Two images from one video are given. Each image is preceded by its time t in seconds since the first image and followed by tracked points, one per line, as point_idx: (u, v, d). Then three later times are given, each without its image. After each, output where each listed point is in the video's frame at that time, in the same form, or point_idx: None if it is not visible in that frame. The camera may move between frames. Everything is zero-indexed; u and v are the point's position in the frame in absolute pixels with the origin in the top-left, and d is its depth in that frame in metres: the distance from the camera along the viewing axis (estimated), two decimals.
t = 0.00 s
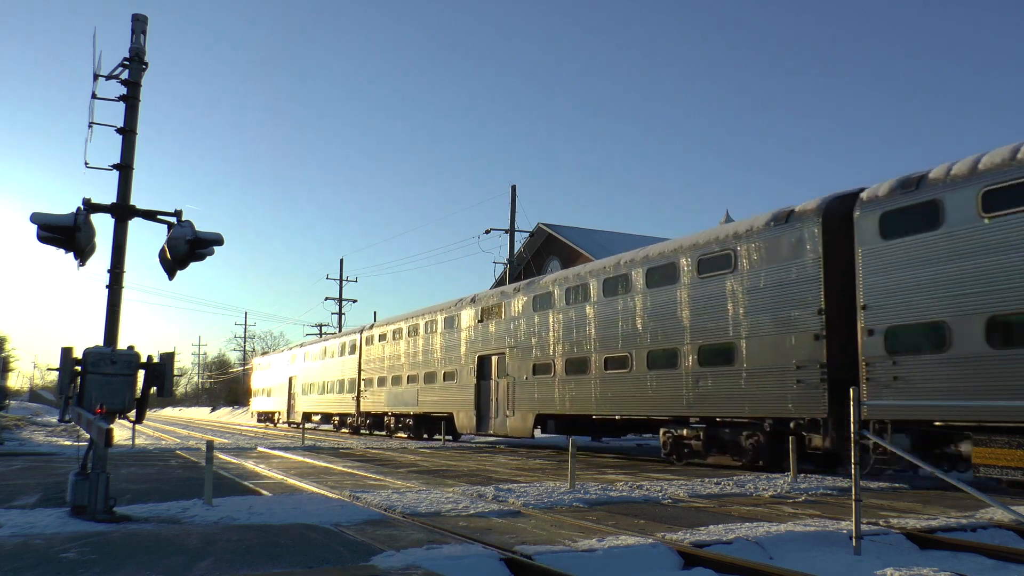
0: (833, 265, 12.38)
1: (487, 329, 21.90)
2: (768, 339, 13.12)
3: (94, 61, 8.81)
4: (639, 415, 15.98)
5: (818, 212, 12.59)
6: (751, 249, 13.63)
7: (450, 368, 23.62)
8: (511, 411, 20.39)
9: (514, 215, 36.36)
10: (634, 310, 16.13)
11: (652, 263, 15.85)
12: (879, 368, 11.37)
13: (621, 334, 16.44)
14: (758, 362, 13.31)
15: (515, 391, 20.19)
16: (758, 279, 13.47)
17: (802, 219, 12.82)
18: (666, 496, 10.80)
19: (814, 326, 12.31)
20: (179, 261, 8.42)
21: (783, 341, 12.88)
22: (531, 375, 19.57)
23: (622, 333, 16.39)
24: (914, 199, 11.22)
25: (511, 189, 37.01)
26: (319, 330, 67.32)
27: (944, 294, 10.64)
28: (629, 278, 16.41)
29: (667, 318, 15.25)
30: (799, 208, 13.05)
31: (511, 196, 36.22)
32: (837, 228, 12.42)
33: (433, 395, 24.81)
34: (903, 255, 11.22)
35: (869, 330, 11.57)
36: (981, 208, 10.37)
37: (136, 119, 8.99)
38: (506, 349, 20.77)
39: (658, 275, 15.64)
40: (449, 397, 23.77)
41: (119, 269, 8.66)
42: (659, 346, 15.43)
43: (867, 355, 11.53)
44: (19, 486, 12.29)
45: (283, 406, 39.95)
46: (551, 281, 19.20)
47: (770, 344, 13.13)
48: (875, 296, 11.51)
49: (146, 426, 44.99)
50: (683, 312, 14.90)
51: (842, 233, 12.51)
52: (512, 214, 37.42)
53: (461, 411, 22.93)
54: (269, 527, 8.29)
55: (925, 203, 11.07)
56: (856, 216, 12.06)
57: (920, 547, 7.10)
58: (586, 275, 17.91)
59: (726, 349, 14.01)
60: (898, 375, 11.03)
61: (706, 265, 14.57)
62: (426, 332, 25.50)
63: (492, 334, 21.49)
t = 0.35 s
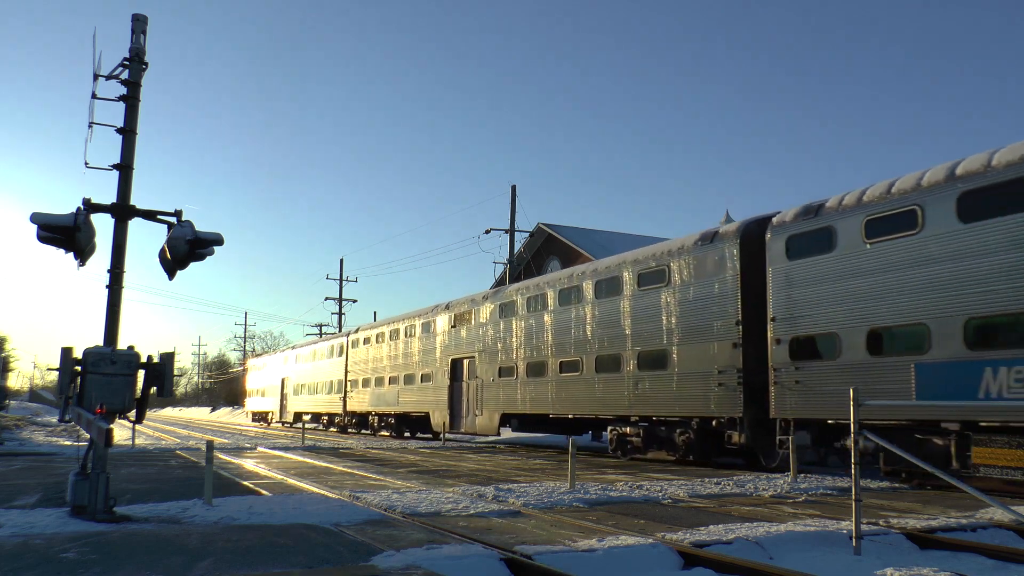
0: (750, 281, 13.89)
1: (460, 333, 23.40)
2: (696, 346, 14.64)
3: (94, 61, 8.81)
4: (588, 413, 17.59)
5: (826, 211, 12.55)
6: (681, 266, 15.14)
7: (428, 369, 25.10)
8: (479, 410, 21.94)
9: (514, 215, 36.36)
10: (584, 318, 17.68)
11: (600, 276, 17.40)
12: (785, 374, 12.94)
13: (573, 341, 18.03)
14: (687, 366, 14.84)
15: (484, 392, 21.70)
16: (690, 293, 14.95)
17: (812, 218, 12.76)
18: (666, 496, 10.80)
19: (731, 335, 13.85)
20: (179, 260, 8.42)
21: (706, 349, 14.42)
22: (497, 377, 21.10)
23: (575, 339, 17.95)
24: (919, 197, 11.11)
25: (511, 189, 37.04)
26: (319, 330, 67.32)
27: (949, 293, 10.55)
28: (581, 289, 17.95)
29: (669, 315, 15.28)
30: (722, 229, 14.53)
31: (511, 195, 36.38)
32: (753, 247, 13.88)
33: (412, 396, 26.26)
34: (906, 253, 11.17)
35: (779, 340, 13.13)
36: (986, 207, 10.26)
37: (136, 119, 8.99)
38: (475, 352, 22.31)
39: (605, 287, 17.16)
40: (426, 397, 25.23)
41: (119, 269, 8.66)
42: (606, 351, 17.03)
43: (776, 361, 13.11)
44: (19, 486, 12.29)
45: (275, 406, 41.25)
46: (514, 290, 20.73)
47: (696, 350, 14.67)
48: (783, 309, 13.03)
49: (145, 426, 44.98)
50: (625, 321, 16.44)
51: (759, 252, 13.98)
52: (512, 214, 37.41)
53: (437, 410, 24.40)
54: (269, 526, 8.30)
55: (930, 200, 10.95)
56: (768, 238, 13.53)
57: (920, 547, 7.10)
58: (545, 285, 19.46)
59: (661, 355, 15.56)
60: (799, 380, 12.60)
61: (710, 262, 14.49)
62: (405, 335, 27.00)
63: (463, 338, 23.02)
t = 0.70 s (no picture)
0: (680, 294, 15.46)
1: (436, 338, 24.76)
2: (634, 352, 16.17)
3: (94, 61, 8.80)
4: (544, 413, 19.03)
5: (824, 212, 12.56)
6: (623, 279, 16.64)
7: (407, 372, 26.45)
8: (451, 410, 23.30)
9: (514, 215, 36.36)
10: (542, 325, 19.16)
11: (556, 287, 18.89)
12: (707, 377, 14.46)
13: (532, 346, 19.53)
14: (626, 369, 16.37)
15: (456, 393, 23.09)
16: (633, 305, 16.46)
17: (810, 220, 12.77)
18: (666, 496, 10.81)
19: (662, 343, 15.40)
20: (179, 261, 8.42)
21: (643, 355, 15.95)
22: (466, 379, 22.53)
23: (534, 345, 19.42)
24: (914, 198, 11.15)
25: (511, 188, 37.05)
26: (319, 330, 67.28)
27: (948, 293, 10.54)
28: (540, 299, 19.43)
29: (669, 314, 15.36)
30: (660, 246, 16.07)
31: (511, 195, 35.58)
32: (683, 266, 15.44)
33: (393, 396, 27.52)
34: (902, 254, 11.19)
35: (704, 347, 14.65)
36: (982, 209, 10.28)
37: (136, 119, 8.99)
38: (449, 356, 23.70)
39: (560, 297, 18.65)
40: (405, 398, 26.51)
41: (119, 269, 8.66)
42: (559, 356, 18.52)
43: (700, 367, 14.59)
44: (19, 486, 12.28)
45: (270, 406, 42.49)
46: (484, 300, 22.17)
47: (634, 355, 16.22)
48: (705, 318, 14.48)
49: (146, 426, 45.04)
50: (577, 330, 17.95)
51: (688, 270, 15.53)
52: (512, 214, 37.38)
53: (416, 410, 25.73)
54: (269, 526, 8.30)
55: (855, 217, 11.99)
56: (696, 256, 15.02)
57: (920, 547, 7.10)
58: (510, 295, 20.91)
59: (605, 360, 17.06)
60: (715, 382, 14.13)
61: (714, 263, 14.55)
62: (387, 339, 28.22)
63: (437, 343, 24.37)
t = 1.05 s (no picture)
0: (624, 303, 17.03)
1: (413, 343, 26.08)
2: (583, 356, 17.70)
3: (94, 61, 8.80)
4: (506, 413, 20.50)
5: (740, 234, 14.17)
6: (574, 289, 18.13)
7: (386, 374, 27.69)
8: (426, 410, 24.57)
9: (514, 215, 36.37)
10: (505, 331, 20.60)
11: (518, 296, 20.31)
12: (643, 380, 16.06)
13: (497, 350, 20.92)
14: (577, 372, 17.88)
15: (430, 394, 24.41)
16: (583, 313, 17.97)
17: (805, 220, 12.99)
18: (666, 496, 10.81)
19: (606, 349, 16.95)
20: (179, 261, 8.42)
21: (589, 359, 17.53)
22: (439, 381, 23.85)
23: (497, 350, 20.85)
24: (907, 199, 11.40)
25: (512, 188, 37.13)
26: (319, 330, 67.19)
27: (942, 293, 10.73)
28: (503, 306, 20.88)
29: (665, 313, 15.53)
30: (606, 261, 17.58)
31: (511, 195, 36.35)
32: (625, 279, 17.01)
33: (376, 397, 28.64)
34: (896, 254, 11.42)
35: (640, 353, 16.23)
36: (900, 227, 11.44)
37: (136, 119, 8.99)
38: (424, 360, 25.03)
39: (520, 305, 20.11)
40: (385, 399, 27.69)
41: (119, 269, 8.66)
42: (519, 359, 19.98)
43: (637, 371, 16.17)
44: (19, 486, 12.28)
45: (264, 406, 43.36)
46: (456, 306, 23.54)
47: (584, 359, 17.73)
48: (642, 327, 16.04)
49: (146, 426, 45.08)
50: (535, 336, 19.41)
51: (628, 283, 17.04)
52: (512, 214, 37.38)
53: (394, 410, 26.87)
54: (269, 527, 8.30)
55: (765, 240, 13.63)
56: (634, 270, 16.56)
57: (920, 547, 7.10)
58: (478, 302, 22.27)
59: (558, 364, 18.58)
60: (649, 385, 15.69)
61: (690, 269, 15.14)
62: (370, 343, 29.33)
63: (415, 347, 25.58)
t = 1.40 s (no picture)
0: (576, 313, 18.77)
1: (392, 347, 27.83)
2: (539, 360, 19.52)
3: (94, 61, 8.80)
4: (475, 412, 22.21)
5: (670, 253, 15.81)
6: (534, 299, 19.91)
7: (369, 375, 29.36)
8: (406, 409, 26.21)
9: (514, 215, 36.39)
10: (474, 337, 22.46)
11: (486, 304, 22.18)
12: (590, 382, 17.80)
13: (467, 354, 22.80)
14: (534, 374, 19.73)
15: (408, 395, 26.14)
16: (540, 321, 19.82)
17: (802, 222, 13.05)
18: (666, 496, 10.81)
19: (559, 353, 18.75)
20: (179, 260, 8.42)
21: (545, 362, 19.33)
22: (417, 382, 25.63)
23: (468, 353, 22.68)
24: (830, 219, 12.55)
25: (511, 188, 37.20)
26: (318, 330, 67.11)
27: (833, 307, 12.31)
28: (473, 314, 22.76)
29: (663, 315, 15.67)
30: (561, 273, 19.34)
31: (511, 195, 37.25)
32: (577, 291, 18.77)
33: (360, 397, 30.24)
34: (852, 262, 12.09)
35: (588, 357, 17.97)
36: (798, 249, 13.04)
37: (136, 119, 8.99)
38: (402, 363, 26.83)
39: (488, 312, 21.96)
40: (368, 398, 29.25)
41: (119, 269, 8.66)
42: (486, 362, 21.83)
43: (585, 374, 17.97)
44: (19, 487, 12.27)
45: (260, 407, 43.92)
46: (432, 312, 25.34)
47: (541, 362, 19.52)
48: (589, 333, 17.79)
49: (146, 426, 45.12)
50: (499, 341, 21.20)
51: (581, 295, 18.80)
52: (512, 214, 37.38)
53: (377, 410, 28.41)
54: (269, 527, 8.30)
55: (689, 258, 15.27)
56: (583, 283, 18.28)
57: (920, 547, 7.10)
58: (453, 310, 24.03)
59: (519, 366, 20.39)
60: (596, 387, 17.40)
61: (628, 283, 16.81)
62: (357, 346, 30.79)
63: (396, 350, 27.26)
